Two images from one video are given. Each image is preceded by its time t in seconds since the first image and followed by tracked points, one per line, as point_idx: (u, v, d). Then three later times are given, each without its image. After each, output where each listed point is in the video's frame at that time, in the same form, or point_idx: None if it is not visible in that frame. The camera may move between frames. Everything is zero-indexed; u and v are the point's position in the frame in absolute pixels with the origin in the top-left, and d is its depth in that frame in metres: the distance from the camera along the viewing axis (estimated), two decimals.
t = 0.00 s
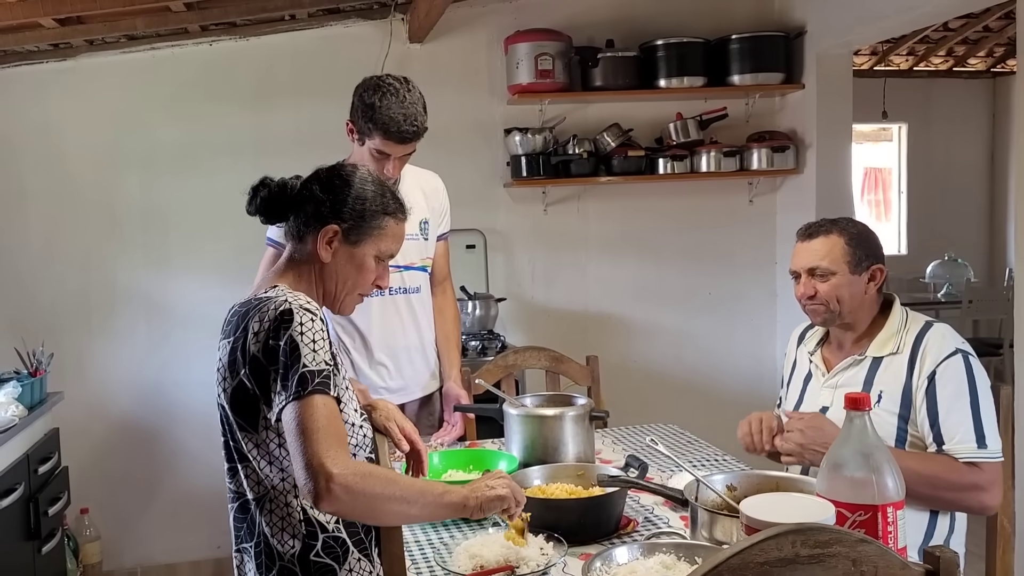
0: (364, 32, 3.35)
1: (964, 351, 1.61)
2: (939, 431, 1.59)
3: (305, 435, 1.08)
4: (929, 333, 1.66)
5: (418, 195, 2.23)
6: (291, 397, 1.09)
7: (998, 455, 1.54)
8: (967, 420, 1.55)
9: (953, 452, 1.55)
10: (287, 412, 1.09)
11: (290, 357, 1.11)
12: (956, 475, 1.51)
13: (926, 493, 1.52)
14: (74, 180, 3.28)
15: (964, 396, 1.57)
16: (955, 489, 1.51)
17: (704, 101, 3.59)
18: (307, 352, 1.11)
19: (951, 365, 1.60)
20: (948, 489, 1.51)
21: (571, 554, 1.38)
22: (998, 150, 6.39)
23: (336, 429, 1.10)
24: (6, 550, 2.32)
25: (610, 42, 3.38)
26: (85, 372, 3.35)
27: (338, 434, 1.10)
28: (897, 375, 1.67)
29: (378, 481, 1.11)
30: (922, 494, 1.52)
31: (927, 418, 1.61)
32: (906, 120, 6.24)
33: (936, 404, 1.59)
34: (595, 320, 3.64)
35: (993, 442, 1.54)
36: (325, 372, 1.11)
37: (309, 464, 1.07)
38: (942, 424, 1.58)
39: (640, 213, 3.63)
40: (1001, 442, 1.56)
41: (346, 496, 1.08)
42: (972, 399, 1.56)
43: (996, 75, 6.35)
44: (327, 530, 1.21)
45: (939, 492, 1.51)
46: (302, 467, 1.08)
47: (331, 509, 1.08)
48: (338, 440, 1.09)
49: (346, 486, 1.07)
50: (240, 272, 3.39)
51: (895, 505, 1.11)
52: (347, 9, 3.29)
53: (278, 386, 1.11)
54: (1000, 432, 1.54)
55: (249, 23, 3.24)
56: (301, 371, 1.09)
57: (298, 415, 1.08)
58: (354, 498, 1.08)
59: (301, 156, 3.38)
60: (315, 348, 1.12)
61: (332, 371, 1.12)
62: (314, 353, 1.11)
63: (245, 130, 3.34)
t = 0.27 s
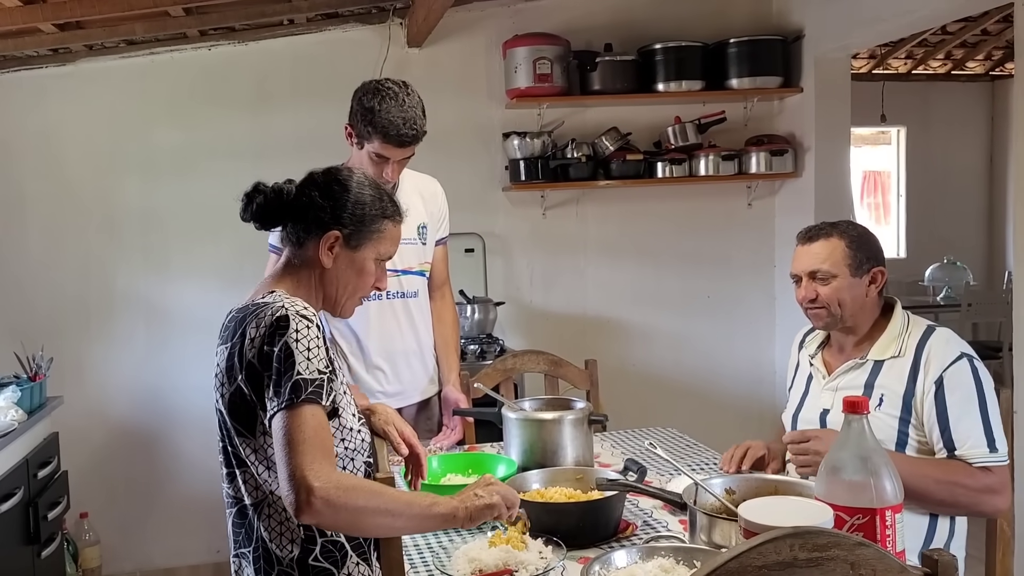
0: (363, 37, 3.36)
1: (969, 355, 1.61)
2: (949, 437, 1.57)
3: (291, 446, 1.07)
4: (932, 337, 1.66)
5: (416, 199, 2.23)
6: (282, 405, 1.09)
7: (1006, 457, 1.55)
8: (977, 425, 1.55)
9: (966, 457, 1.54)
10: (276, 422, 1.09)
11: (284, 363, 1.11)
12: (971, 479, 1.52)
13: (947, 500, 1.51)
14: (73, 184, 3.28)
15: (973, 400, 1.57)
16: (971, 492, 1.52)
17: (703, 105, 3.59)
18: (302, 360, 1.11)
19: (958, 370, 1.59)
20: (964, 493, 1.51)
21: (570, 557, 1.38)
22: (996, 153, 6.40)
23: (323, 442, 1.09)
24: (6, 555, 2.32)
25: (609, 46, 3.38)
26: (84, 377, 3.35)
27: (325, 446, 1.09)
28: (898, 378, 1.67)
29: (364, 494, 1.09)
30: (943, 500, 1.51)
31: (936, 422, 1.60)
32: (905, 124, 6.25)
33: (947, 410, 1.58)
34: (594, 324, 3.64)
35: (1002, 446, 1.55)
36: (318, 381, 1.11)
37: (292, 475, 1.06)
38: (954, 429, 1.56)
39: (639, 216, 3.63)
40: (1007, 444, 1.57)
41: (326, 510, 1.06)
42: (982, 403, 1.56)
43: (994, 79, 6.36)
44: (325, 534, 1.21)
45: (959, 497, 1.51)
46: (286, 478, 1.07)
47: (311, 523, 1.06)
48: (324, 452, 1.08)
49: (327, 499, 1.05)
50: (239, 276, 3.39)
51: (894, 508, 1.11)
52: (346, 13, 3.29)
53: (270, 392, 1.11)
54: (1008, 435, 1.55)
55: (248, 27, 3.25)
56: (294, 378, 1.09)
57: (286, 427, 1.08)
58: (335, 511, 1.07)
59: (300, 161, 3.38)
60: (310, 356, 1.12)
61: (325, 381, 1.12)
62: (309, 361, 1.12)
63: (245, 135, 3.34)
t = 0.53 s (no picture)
0: (363, 39, 3.36)
1: (971, 359, 1.62)
2: (949, 442, 1.58)
3: (283, 448, 1.07)
4: (936, 342, 1.65)
5: (416, 201, 2.23)
6: (281, 404, 1.09)
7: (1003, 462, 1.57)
8: (978, 431, 1.56)
9: (966, 463, 1.55)
10: (270, 422, 1.09)
11: (285, 363, 1.11)
12: (977, 483, 1.53)
13: (959, 509, 1.51)
14: (74, 186, 3.28)
15: (975, 406, 1.58)
16: (978, 497, 1.52)
17: (703, 106, 3.59)
18: (303, 361, 1.11)
19: (961, 375, 1.59)
20: (972, 497, 1.52)
21: (570, 559, 1.38)
22: (997, 154, 6.40)
23: (315, 445, 1.09)
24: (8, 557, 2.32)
25: (610, 48, 3.39)
26: (85, 379, 3.35)
27: (318, 449, 1.09)
28: (899, 381, 1.67)
29: (354, 495, 1.10)
30: (954, 506, 1.51)
31: (936, 428, 1.60)
32: (905, 125, 6.25)
33: (948, 414, 1.58)
34: (594, 326, 3.64)
35: (1000, 453, 1.56)
36: (318, 383, 1.11)
37: (282, 477, 1.06)
38: (954, 435, 1.57)
39: (639, 218, 3.63)
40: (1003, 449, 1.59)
41: (314, 512, 1.07)
42: (983, 408, 1.57)
43: (995, 80, 6.36)
44: (327, 534, 1.21)
45: (969, 503, 1.52)
46: (276, 478, 1.08)
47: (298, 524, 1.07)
48: (316, 455, 1.09)
49: (314, 502, 1.06)
50: (240, 278, 3.39)
51: (894, 509, 1.10)
52: (346, 16, 3.30)
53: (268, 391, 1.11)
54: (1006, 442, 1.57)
55: (248, 29, 3.25)
56: (296, 379, 1.10)
57: (279, 427, 1.08)
58: (322, 514, 1.08)
59: (301, 162, 3.39)
60: (311, 357, 1.12)
61: (326, 382, 1.13)
62: (310, 362, 1.12)
63: (245, 137, 3.35)
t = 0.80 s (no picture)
0: (361, 42, 3.36)
1: (963, 362, 1.61)
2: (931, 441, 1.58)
3: (300, 456, 1.08)
4: (928, 342, 1.66)
5: (413, 205, 2.23)
6: (289, 409, 1.09)
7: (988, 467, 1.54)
8: (957, 432, 1.56)
9: (943, 464, 1.55)
10: (281, 428, 1.09)
11: (289, 368, 1.11)
12: (959, 491, 1.52)
13: (943, 519, 1.49)
14: (72, 190, 3.28)
15: (959, 407, 1.57)
16: (962, 506, 1.50)
17: (702, 110, 3.60)
18: (308, 366, 1.11)
19: (948, 375, 1.60)
20: (956, 506, 1.50)
21: (570, 562, 1.38)
22: (995, 157, 6.40)
23: (330, 449, 1.10)
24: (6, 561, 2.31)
25: (608, 52, 3.39)
26: (83, 383, 3.34)
27: (334, 454, 1.10)
28: (892, 383, 1.68)
29: (374, 493, 1.12)
30: (939, 517, 1.49)
31: (919, 427, 1.61)
32: (903, 128, 6.26)
33: (931, 413, 1.59)
34: (593, 329, 3.64)
35: (983, 456, 1.55)
36: (325, 387, 1.11)
37: (302, 485, 1.07)
38: (934, 434, 1.58)
39: (638, 221, 3.63)
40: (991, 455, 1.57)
41: (338, 517, 1.08)
42: (967, 410, 1.56)
43: (993, 83, 6.37)
44: (326, 538, 1.21)
45: (952, 513, 1.50)
46: (296, 488, 1.08)
47: (323, 530, 1.09)
48: (333, 460, 1.10)
49: (338, 507, 1.08)
50: (238, 282, 3.39)
51: (893, 510, 1.11)
52: (344, 19, 3.30)
53: (271, 396, 1.10)
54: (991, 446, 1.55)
55: (247, 33, 3.26)
56: (302, 385, 1.09)
57: (293, 436, 1.09)
58: (347, 516, 1.09)
59: (300, 166, 3.39)
60: (315, 361, 1.12)
61: (332, 386, 1.13)
62: (314, 367, 1.12)
63: (243, 140, 3.35)
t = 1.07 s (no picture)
0: (361, 44, 3.36)
1: (952, 359, 1.61)
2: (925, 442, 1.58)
3: (342, 454, 1.13)
4: (915, 342, 1.66)
5: (413, 207, 2.23)
6: (316, 409, 1.12)
7: (984, 463, 1.54)
8: (950, 430, 1.55)
9: (939, 464, 1.56)
10: (313, 427, 1.13)
11: (305, 369, 1.13)
12: (953, 492, 1.51)
13: (941, 520, 1.48)
14: (72, 192, 3.28)
15: (951, 406, 1.57)
16: (957, 506, 1.49)
17: (701, 111, 3.60)
18: (324, 365, 1.13)
19: (937, 374, 1.60)
20: (951, 507, 1.49)
21: (570, 563, 1.38)
22: (994, 158, 6.40)
23: (366, 440, 1.16)
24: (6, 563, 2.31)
25: (607, 53, 3.39)
26: (83, 384, 3.34)
27: (370, 447, 1.16)
28: (883, 386, 1.67)
29: (411, 482, 1.20)
30: (935, 518, 1.48)
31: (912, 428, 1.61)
32: (903, 129, 6.26)
33: (923, 413, 1.59)
34: (593, 331, 3.64)
35: (978, 453, 1.54)
36: (343, 384, 1.14)
37: (352, 481, 1.14)
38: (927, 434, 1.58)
39: (637, 222, 3.63)
40: (987, 452, 1.57)
41: (388, 505, 1.17)
42: (959, 409, 1.56)
43: (992, 84, 6.38)
44: (327, 539, 1.20)
45: (947, 514, 1.48)
46: (344, 485, 1.14)
47: (376, 518, 1.17)
48: (371, 453, 1.16)
49: (390, 496, 1.16)
50: (238, 284, 3.39)
51: (893, 511, 1.11)
52: (344, 21, 3.30)
53: (289, 398, 1.12)
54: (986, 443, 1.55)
55: (246, 35, 3.26)
56: (321, 386, 1.12)
57: (331, 435, 1.13)
58: (396, 503, 1.18)
59: (299, 168, 3.39)
60: (330, 359, 1.14)
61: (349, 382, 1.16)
62: (331, 365, 1.14)
63: (243, 142, 3.35)
